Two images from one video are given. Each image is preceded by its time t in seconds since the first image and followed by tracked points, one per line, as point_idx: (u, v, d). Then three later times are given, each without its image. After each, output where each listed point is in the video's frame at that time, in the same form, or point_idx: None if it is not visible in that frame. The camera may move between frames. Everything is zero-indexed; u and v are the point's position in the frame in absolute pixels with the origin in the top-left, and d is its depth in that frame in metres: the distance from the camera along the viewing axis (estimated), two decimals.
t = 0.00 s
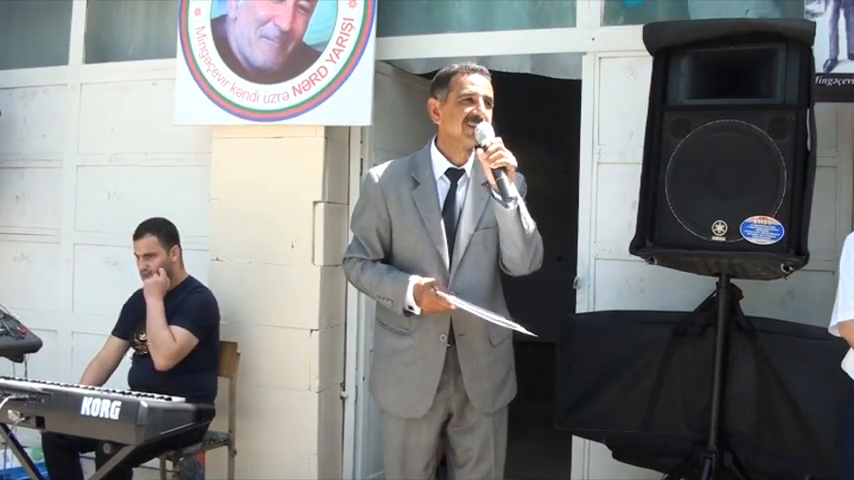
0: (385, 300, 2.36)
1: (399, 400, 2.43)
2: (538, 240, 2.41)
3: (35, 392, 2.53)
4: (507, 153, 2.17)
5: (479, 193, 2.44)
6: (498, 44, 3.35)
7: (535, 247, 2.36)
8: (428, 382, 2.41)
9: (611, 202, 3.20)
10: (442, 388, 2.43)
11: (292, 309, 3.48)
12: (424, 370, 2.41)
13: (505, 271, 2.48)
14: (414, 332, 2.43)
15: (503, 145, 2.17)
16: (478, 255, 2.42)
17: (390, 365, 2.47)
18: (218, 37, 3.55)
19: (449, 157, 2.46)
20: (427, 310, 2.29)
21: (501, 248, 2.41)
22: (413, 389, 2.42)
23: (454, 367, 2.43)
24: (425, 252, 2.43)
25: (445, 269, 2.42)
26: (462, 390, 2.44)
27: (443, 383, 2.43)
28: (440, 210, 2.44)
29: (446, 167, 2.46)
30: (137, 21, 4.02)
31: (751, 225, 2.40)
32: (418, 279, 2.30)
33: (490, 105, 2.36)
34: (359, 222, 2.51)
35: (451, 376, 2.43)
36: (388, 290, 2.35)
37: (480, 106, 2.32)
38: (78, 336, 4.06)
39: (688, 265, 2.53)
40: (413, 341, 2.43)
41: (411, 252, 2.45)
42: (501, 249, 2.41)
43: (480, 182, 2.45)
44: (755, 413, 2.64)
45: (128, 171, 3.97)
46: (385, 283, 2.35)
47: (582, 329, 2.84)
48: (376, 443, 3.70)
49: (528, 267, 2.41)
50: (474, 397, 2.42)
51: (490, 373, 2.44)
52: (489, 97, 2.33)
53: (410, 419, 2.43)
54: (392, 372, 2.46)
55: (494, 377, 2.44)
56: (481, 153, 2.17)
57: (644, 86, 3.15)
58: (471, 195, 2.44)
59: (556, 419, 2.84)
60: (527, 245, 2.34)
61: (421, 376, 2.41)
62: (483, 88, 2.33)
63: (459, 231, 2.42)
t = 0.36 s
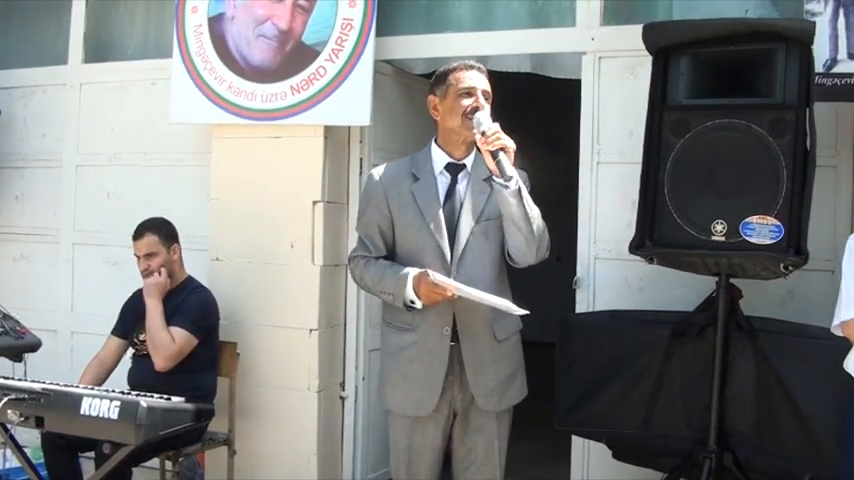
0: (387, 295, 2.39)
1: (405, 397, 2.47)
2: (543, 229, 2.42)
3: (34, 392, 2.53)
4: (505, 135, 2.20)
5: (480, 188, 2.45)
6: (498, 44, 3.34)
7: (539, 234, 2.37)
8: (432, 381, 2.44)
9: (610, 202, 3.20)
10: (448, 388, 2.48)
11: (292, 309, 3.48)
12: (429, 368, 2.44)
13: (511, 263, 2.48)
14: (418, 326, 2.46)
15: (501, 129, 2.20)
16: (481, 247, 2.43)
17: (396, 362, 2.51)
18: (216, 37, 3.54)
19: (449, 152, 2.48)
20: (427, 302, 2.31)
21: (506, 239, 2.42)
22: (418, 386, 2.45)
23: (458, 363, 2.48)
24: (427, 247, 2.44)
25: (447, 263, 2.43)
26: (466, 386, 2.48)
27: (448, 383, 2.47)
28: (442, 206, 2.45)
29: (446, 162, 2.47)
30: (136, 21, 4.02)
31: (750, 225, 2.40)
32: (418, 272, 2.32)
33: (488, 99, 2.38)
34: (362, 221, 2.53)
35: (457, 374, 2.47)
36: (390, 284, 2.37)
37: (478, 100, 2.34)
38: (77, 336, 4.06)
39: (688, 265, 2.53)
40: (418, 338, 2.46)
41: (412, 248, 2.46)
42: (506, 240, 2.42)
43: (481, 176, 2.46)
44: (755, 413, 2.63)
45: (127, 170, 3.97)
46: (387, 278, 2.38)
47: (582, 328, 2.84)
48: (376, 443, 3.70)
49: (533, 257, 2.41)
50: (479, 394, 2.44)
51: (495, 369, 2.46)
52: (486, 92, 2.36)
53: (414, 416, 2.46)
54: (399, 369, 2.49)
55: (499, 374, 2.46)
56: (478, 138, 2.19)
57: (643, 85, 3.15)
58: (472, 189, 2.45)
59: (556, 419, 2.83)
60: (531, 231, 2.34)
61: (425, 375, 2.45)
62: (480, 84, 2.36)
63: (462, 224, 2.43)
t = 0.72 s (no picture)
0: (391, 293, 2.41)
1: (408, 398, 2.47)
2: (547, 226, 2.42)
3: (34, 392, 2.52)
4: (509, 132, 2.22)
5: (485, 187, 2.47)
6: (498, 44, 3.34)
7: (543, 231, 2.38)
8: (434, 381, 2.45)
9: (610, 202, 3.19)
10: (452, 389, 2.48)
11: (291, 308, 3.48)
12: (432, 368, 2.45)
13: (516, 262, 2.49)
14: (422, 324, 2.46)
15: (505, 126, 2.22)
16: (484, 246, 2.45)
17: (399, 362, 2.50)
18: (214, 35, 3.54)
19: (454, 152, 2.51)
20: (431, 298, 2.35)
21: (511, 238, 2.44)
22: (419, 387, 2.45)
23: (461, 363, 2.47)
24: (431, 245, 2.47)
25: (451, 259, 2.45)
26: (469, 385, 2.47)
27: (453, 384, 2.48)
28: (446, 205, 2.48)
29: (451, 161, 2.50)
30: (136, 20, 4.02)
31: (750, 224, 2.40)
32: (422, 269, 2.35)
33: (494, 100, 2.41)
34: (368, 220, 2.57)
35: (461, 376, 2.48)
36: (394, 282, 2.40)
37: (485, 100, 2.37)
38: (77, 335, 4.05)
39: (687, 266, 2.53)
40: (422, 336, 2.46)
41: (417, 246, 2.49)
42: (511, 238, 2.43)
43: (486, 175, 2.48)
44: (755, 413, 2.63)
45: (127, 170, 3.96)
46: (391, 276, 2.41)
47: (581, 328, 2.84)
48: (376, 442, 3.70)
49: (538, 255, 2.42)
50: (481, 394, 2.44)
51: (497, 369, 2.45)
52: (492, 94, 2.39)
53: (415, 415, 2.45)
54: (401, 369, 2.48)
55: (502, 374, 2.46)
56: (483, 134, 2.21)
57: (644, 85, 3.15)
58: (477, 188, 2.47)
59: (555, 419, 2.82)
60: (534, 228, 2.35)
61: (428, 376, 2.45)
62: (486, 85, 2.39)
63: (466, 222, 2.45)
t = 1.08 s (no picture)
0: (394, 292, 2.42)
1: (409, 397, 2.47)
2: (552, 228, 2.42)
3: (33, 392, 2.52)
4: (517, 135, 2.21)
5: (490, 188, 2.47)
6: (497, 44, 3.34)
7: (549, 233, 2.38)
8: (434, 382, 2.45)
9: (610, 202, 3.19)
10: (455, 388, 2.48)
11: (291, 308, 3.48)
12: (431, 368, 2.45)
13: (521, 264, 2.50)
14: (425, 324, 2.47)
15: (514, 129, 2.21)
16: (488, 247, 2.45)
17: (400, 362, 2.51)
18: (212, 34, 3.54)
19: (461, 152, 2.52)
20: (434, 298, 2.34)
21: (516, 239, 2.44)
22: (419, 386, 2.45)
23: (463, 362, 2.47)
24: (436, 244, 2.47)
25: (455, 260, 2.45)
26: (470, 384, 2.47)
27: (455, 384, 2.48)
28: (452, 206, 2.49)
29: (458, 161, 2.51)
30: (135, 20, 4.02)
31: (749, 223, 2.40)
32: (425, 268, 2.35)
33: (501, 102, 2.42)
34: (373, 218, 2.57)
35: (464, 374, 2.47)
36: (397, 281, 2.40)
37: (493, 102, 2.38)
38: (76, 335, 4.05)
39: (687, 265, 2.53)
40: (425, 336, 2.46)
41: (422, 246, 2.49)
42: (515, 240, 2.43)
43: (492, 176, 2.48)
44: (754, 412, 2.63)
45: (126, 170, 3.96)
46: (395, 275, 2.41)
47: (581, 327, 2.84)
48: (375, 442, 3.70)
49: (543, 257, 2.42)
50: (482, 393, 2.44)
51: (499, 370, 2.46)
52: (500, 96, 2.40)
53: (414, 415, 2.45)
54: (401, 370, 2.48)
55: (503, 375, 2.46)
56: (491, 137, 2.20)
57: (643, 84, 3.15)
58: (482, 188, 2.47)
59: (555, 418, 2.82)
60: (540, 231, 2.35)
61: (429, 375, 2.45)
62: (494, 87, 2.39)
63: (472, 223, 2.45)
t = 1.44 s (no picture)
0: (398, 292, 2.41)
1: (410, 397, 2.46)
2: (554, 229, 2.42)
3: (32, 393, 2.52)
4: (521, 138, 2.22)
5: (494, 188, 2.47)
6: (496, 44, 3.34)
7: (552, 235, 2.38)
8: (435, 381, 2.45)
9: (609, 201, 3.19)
10: (456, 388, 2.48)
11: (289, 308, 3.48)
12: (433, 367, 2.45)
13: (523, 265, 2.50)
14: (427, 323, 2.47)
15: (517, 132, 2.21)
16: (489, 248, 2.45)
17: (403, 361, 2.51)
18: (207, 32, 3.54)
19: (464, 151, 2.51)
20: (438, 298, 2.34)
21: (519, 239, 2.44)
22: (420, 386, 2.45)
23: (465, 362, 2.47)
24: (438, 244, 2.47)
25: (458, 260, 2.46)
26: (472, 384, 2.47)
27: (456, 383, 2.48)
28: (456, 206, 2.49)
29: (461, 162, 2.50)
30: (133, 20, 4.02)
31: (748, 223, 2.40)
32: (430, 268, 2.34)
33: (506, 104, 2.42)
34: (376, 217, 2.57)
35: (465, 374, 2.47)
36: (402, 281, 2.40)
37: (497, 102, 2.38)
38: (75, 336, 4.05)
39: (686, 265, 2.53)
40: (428, 336, 2.46)
41: (425, 245, 2.49)
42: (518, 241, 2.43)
43: (496, 176, 2.48)
44: (754, 412, 2.63)
45: (125, 170, 3.96)
46: (399, 275, 2.40)
47: (581, 327, 2.84)
48: (375, 442, 3.70)
49: (546, 258, 2.42)
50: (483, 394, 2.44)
51: (500, 371, 2.46)
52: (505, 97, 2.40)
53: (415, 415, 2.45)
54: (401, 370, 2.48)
55: (503, 375, 2.46)
56: (495, 139, 2.21)
57: (641, 84, 3.15)
58: (486, 189, 2.47)
59: (555, 418, 2.82)
60: (543, 233, 2.35)
61: (431, 375, 2.45)
62: (500, 88, 2.39)
63: (475, 223, 2.45)
